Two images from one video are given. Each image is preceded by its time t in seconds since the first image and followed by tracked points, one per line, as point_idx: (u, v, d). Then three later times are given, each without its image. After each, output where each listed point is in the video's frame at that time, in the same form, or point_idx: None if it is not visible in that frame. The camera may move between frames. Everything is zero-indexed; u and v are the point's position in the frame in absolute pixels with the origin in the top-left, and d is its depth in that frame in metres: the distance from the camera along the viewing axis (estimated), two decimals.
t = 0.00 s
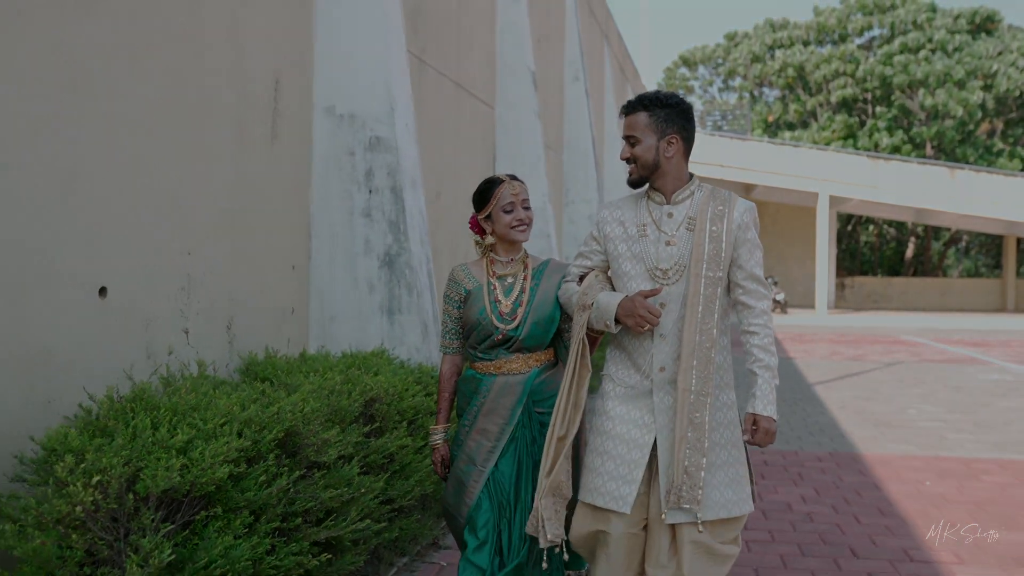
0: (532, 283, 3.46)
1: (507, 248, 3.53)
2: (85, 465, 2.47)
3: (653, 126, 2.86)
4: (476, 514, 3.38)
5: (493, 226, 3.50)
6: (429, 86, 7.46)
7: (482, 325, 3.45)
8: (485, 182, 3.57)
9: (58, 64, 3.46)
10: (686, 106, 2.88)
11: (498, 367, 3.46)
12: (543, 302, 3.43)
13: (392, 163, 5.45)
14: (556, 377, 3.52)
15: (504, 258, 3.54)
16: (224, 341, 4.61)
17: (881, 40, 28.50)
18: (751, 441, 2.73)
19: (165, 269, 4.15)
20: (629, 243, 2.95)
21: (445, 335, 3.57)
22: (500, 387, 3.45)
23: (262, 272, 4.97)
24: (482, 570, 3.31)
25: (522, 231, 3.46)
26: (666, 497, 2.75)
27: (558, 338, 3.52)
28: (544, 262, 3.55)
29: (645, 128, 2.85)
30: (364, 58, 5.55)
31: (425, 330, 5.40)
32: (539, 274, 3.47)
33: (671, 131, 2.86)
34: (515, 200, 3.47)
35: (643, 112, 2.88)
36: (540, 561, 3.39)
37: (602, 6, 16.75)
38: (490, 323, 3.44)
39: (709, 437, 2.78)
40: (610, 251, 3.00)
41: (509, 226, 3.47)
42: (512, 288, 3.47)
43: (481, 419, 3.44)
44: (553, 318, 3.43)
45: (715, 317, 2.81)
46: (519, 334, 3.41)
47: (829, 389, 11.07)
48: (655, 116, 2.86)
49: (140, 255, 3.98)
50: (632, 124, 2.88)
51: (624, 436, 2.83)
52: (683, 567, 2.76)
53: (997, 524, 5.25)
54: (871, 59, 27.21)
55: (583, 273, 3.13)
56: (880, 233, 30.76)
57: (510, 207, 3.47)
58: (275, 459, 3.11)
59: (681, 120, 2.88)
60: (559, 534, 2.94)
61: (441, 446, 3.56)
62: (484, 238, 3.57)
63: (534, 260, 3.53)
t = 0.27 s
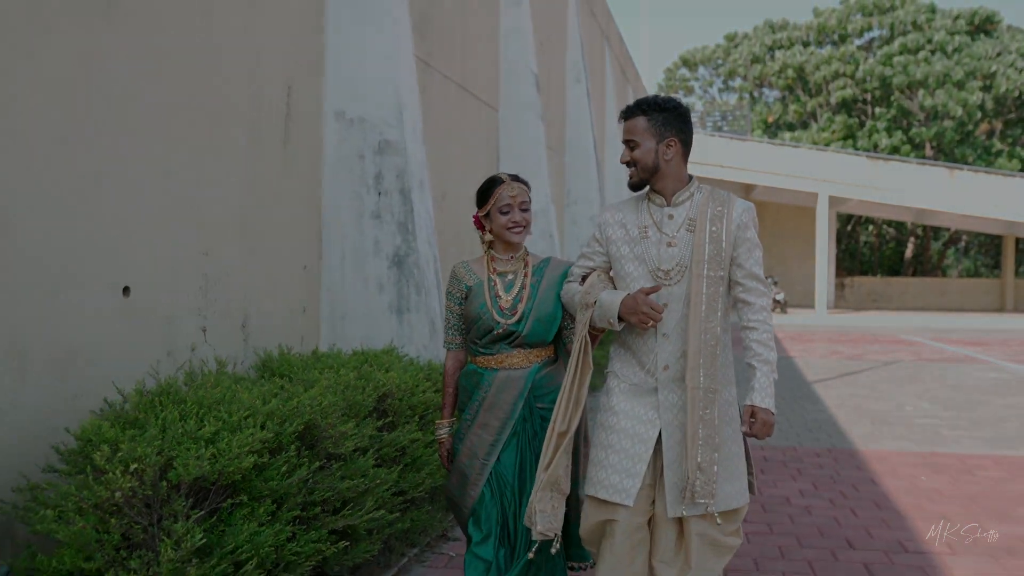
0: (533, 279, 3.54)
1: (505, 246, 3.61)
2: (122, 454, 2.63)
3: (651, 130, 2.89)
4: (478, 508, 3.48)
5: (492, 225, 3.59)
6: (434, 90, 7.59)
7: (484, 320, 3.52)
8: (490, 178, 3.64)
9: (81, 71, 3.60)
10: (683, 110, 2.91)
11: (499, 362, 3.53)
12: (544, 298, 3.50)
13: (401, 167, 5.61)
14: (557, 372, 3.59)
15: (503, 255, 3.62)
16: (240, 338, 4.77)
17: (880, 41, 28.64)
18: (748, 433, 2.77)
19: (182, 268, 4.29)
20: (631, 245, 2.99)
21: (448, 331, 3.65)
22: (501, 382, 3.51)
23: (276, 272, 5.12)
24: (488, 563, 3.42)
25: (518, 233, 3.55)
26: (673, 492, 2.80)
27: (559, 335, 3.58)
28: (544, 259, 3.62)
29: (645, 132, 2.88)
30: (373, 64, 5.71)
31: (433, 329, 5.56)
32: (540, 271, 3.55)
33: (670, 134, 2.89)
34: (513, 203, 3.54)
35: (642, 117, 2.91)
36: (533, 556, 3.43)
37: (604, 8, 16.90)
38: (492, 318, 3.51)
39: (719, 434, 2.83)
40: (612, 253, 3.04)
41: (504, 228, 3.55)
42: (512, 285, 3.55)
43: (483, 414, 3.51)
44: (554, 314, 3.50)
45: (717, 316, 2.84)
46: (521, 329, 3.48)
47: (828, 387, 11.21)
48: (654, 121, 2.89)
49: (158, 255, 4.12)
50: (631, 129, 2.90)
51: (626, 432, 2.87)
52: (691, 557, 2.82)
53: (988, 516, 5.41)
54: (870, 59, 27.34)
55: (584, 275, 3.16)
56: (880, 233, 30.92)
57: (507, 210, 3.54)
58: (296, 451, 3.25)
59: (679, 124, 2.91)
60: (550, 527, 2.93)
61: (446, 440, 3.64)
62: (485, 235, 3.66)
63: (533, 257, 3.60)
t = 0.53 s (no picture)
0: (535, 276, 3.56)
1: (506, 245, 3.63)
2: (159, 443, 2.81)
3: (651, 136, 2.88)
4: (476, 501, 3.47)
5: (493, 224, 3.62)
6: (440, 93, 7.72)
7: (485, 313, 3.53)
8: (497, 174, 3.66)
9: (106, 79, 3.74)
10: (682, 115, 2.91)
11: (498, 356, 3.54)
12: (546, 293, 3.53)
13: (411, 169, 5.77)
14: (556, 369, 3.59)
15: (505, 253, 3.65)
16: (255, 336, 4.92)
17: (880, 42, 28.76)
18: (741, 429, 2.73)
19: (200, 269, 4.42)
20: (633, 250, 3.00)
21: (450, 325, 3.67)
22: (500, 376, 3.52)
23: (289, 271, 5.27)
24: (490, 553, 3.41)
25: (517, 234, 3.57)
26: (676, 490, 2.81)
27: (559, 333, 3.59)
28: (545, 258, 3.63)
29: (644, 139, 2.88)
30: (384, 70, 5.87)
31: (442, 327, 5.73)
32: (541, 268, 3.56)
33: (669, 140, 2.90)
34: (512, 204, 3.55)
35: (641, 124, 2.90)
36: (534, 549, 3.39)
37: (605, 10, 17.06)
38: (492, 311, 3.52)
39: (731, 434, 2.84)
40: (614, 258, 3.05)
41: (504, 227, 3.58)
42: (513, 282, 3.56)
43: (481, 406, 3.51)
44: (555, 310, 3.52)
45: (721, 318, 2.85)
46: (520, 323, 3.50)
47: (828, 386, 11.36)
48: (653, 127, 2.88)
49: (178, 256, 4.25)
50: (631, 136, 2.90)
51: (630, 434, 2.87)
52: (699, 552, 2.83)
53: (981, 510, 5.56)
54: (870, 60, 27.47)
55: (587, 279, 3.17)
56: (880, 234, 31.07)
57: (507, 210, 3.56)
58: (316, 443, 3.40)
59: (678, 129, 2.90)
60: (549, 526, 2.96)
61: (446, 433, 3.68)
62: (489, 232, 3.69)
63: (536, 255, 3.62)
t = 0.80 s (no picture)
0: (538, 275, 3.45)
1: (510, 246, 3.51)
2: (192, 435, 3.00)
3: (649, 144, 2.96)
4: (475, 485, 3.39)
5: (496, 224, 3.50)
6: (447, 97, 7.87)
7: (489, 312, 3.42)
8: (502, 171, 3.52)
9: (131, 87, 3.89)
10: (679, 124, 2.98)
11: (501, 353, 3.44)
12: (549, 292, 3.42)
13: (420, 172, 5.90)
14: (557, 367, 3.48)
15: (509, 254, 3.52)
16: (271, 334, 5.08)
17: (880, 43, 28.90)
18: (736, 432, 2.84)
19: (218, 270, 4.56)
20: (633, 255, 3.07)
21: (450, 323, 3.54)
22: (502, 373, 3.42)
23: (303, 271, 5.44)
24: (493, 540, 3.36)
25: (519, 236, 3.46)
26: (682, 490, 2.91)
27: (561, 333, 3.49)
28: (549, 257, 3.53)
29: (643, 146, 2.96)
30: (393, 76, 6.01)
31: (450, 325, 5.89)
32: (545, 268, 3.46)
33: (667, 148, 2.97)
34: (514, 206, 3.43)
35: (640, 132, 2.98)
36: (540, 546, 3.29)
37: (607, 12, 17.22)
38: (496, 311, 3.42)
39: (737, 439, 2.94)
40: (614, 264, 3.13)
41: (507, 228, 3.47)
42: (517, 283, 3.44)
43: (486, 402, 3.40)
44: (559, 309, 3.41)
45: (722, 321, 2.92)
46: (524, 322, 3.40)
47: (827, 384, 11.51)
48: (652, 135, 2.96)
49: (201, 258, 4.42)
50: (630, 143, 2.97)
51: (631, 436, 2.95)
52: (704, 551, 2.95)
53: (975, 503, 5.72)
54: (871, 61, 27.61)
55: (588, 283, 3.24)
56: (880, 233, 31.23)
57: (509, 212, 3.44)
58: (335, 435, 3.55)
59: (676, 137, 2.98)
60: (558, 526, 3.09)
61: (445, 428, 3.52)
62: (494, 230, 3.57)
63: (539, 255, 3.51)
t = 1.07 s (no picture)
0: (538, 275, 3.58)
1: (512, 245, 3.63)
2: (216, 427, 3.14)
3: (644, 148, 3.06)
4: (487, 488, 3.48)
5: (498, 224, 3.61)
6: (451, 100, 8.02)
7: (490, 310, 3.55)
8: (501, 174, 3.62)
9: (151, 94, 4.04)
10: (674, 128, 3.08)
11: (503, 351, 3.57)
12: (548, 291, 3.55)
13: (425, 175, 6.09)
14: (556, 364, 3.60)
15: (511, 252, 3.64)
16: (283, 332, 5.23)
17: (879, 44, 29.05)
18: (728, 435, 2.99)
19: (233, 270, 4.71)
20: (628, 256, 3.18)
21: (451, 321, 3.64)
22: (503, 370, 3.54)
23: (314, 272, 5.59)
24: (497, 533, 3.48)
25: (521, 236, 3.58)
26: (682, 489, 3.01)
27: (559, 332, 3.63)
28: (547, 257, 3.66)
29: (637, 151, 3.06)
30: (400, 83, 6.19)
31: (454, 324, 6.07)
32: (544, 267, 3.59)
33: (661, 152, 3.07)
34: (516, 207, 3.54)
35: (634, 137, 3.07)
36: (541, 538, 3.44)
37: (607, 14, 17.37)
38: (497, 309, 3.54)
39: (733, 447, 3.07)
40: (610, 265, 3.24)
41: (508, 229, 3.59)
42: (518, 280, 3.57)
43: (488, 399, 3.52)
44: (557, 307, 3.54)
45: (714, 321, 3.03)
46: (525, 320, 3.53)
47: (824, 383, 11.66)
48: (646, 140, 3.05)
49: (217, 259, 4.57)
50: (625, 148, 3.07)
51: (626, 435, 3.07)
52: (701, 535, 3.08)
53: (967, 497, 5.88)
54: (869, 61, 27.76)
55: (584, 285, 3.35)
56: (878, 234, 31.38)
57: (510, 213, 3.55)
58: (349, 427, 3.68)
59: (670, 141, 3.08)
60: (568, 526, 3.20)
61: (443, 423, 3.59)
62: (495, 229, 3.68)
63: (538, 255, 3.64)
